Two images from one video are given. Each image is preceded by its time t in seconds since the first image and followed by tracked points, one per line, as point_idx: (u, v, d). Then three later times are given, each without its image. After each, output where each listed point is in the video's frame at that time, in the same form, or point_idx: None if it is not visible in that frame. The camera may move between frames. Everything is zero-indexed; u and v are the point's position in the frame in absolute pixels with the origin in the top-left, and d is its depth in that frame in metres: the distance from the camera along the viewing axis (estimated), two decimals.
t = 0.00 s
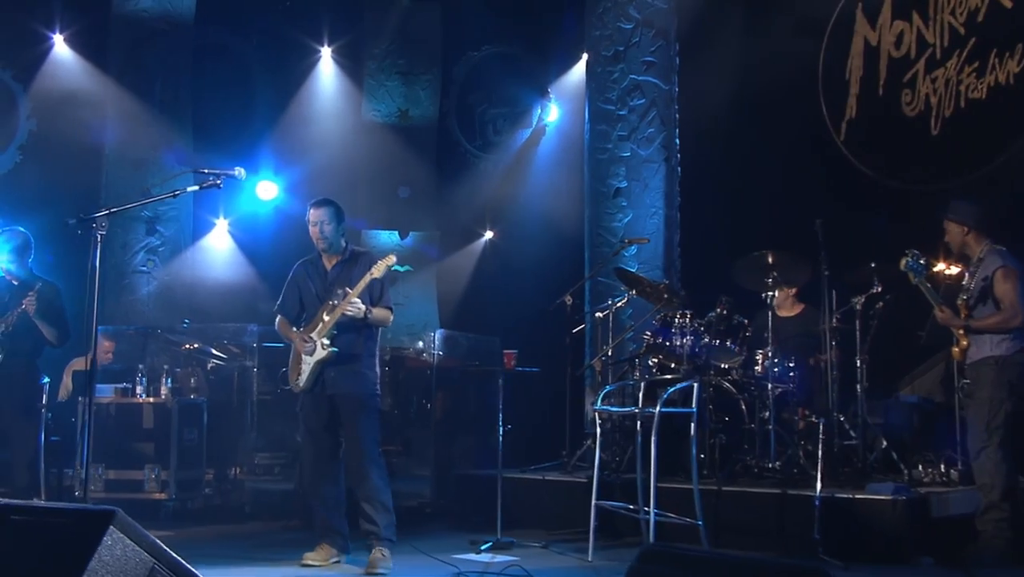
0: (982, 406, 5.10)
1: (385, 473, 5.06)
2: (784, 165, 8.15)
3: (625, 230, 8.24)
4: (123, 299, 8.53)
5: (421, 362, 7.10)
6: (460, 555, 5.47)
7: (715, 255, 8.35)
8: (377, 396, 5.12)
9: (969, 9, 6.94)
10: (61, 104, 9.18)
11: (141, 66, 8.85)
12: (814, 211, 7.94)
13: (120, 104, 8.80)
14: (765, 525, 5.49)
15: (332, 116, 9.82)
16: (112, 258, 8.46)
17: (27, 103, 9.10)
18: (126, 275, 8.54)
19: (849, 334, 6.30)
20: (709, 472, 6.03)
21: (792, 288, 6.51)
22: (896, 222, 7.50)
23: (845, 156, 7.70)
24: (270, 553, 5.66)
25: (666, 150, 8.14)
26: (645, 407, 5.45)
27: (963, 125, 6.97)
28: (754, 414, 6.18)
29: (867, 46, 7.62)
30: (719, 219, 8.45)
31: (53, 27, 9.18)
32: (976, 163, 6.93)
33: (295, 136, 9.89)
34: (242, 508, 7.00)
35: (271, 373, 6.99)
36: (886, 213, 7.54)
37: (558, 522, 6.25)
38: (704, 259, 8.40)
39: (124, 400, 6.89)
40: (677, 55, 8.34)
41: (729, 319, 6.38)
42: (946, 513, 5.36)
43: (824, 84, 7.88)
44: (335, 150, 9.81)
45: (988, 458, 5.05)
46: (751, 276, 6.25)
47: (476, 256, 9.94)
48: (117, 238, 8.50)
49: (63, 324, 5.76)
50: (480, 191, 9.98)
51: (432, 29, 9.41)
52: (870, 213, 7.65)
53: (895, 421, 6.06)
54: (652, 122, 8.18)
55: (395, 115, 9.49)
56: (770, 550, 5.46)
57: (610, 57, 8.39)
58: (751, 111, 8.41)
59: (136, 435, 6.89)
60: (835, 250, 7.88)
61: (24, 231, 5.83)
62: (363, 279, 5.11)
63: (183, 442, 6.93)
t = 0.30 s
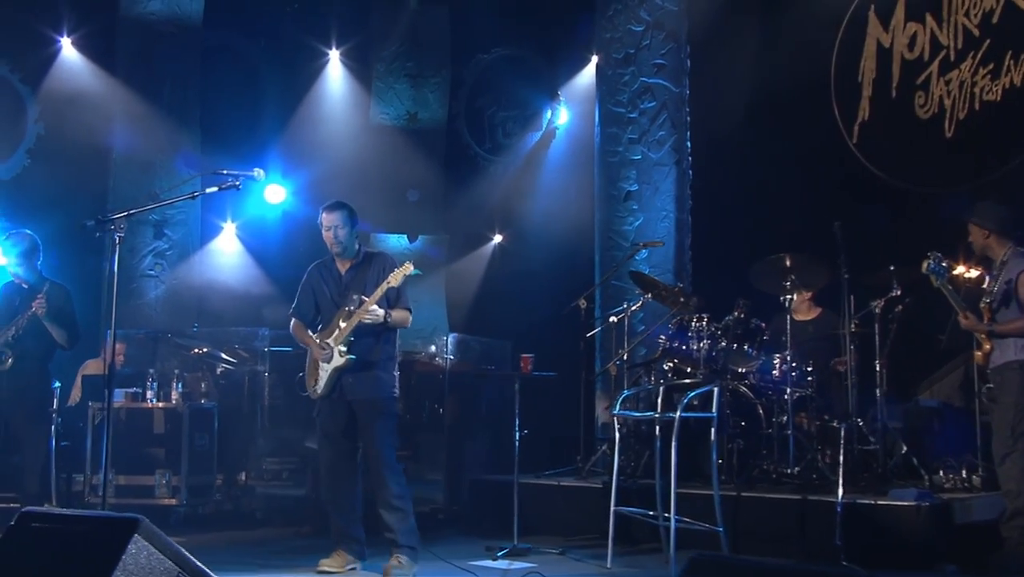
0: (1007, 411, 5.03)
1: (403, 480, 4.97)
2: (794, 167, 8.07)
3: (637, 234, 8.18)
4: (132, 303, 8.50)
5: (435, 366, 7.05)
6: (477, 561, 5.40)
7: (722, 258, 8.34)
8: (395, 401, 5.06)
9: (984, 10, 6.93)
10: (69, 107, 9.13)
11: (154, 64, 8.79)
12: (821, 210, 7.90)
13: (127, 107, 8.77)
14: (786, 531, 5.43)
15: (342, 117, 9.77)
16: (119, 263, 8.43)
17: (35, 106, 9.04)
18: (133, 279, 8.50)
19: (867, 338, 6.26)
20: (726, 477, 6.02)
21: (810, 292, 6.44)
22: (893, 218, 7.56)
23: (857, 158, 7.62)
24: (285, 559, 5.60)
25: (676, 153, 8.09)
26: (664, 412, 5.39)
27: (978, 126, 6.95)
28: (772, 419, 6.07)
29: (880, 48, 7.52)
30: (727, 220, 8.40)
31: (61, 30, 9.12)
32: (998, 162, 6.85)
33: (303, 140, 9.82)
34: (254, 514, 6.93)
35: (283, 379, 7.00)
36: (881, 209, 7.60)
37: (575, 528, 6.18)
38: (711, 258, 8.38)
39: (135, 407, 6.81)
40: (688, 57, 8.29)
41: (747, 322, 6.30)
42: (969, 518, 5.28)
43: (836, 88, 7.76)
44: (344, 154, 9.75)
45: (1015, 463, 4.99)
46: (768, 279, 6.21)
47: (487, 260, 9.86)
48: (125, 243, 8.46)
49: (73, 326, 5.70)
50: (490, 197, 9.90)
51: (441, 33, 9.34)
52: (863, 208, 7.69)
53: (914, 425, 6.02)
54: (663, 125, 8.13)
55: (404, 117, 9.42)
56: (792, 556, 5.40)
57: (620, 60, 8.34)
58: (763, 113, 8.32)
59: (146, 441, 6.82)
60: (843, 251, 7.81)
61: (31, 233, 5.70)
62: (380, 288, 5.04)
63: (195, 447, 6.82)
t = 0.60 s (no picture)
0: None
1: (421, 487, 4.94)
2: (803, 169, 7.96)
3: (648, 235, 8.11)
4: (138, 306, 8.44)
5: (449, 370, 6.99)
6: (493, 566, 5.33)
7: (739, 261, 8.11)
8: (411, 405, 5.01)
9: (1000, 9, 6.88)
10: (76, 108, 9.07)
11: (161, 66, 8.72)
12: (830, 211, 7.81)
13: (133, 106, 8.68)
14: (807, 536, 5.37)
15: (352, 117, 9.75)
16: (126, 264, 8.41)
17: (42, 107, 8.98)
18: (139, 282, 8.44)
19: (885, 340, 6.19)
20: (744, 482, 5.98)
21: (829, 292, 6.35)
22: (891, 217, 7.47)
23: (870, 159, 7.54)
24: (298, 564, 5.53)
25: (687, 154, 7.98)
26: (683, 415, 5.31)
27: (994, 126, 6.91)
28: (789, 421, 5.96)
29: (893, 48, 7.49)
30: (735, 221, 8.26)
31: (67, 31, 9.06)
32: (1011, 162, 6.83)
33: (310, 141, 9.77)
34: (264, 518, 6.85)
35: (294, 382, 7.00)
36: (880, 209, 7.51)
37: (590, 533, 6.10)
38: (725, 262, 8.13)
39: (143, 408, 6.69)
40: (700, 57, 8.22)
41: (765, 324, 6.22)
42: (993, 524, 5.19)
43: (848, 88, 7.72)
44: (352, 156, 9.71)
45: None
46: (788, 280, 6.14)
47: (496, 262, 9.74)
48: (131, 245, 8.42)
49: (85, 329, 5.63)
50: (500, 201, 9.79)
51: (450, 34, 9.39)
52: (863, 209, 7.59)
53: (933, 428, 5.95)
54: (674, 125, 8.05)
55: (412, 119, 9.50)
56: (813, 561, 5.33)
57: (631, 60, 8.27)
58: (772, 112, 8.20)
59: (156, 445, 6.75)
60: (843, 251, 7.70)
61: (41, 233, 5.68)
62: (397, 288, 4.98)
63: (205, 452, 6.76)
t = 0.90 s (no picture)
0: None
1: (434, 492, 4.83)
2: (813, 171, 7.83)
3: (657, 237, 8.04)
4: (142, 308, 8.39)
5: (457, 373, 6.94)
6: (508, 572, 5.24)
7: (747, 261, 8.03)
8: (423, 408, 4.91)
9: (1014, 8, 6.82)
10: (81, 108, 9.00)
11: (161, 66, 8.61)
12: (841, 213, 7.69)
13: (136, 105, 8.59)
14: (825, 541, 5.28)
15: (356, 120, 9.64)
16: (129, 267, 8.38)
17: (46, 107, 8.91)
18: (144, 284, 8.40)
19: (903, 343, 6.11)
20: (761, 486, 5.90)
21: (846, 294, 6.30)
22: (885, 217, 7.48)
23: (879, 160, 7.46)
24: (309, 570, 5.44)
25: (696, 155, 7.93)
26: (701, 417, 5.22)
27: (1009, 126, 6.85)
28: (805, 425, 5.92)
29: (904, 47, 7.36)
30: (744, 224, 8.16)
31: (70, 31, 8.99)
32: None
33: (314, 142, 9.69)
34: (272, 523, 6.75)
35: (303, 385, 6.88)
36: (874, 208, 7.52)
37: (605, 538, 6.02)
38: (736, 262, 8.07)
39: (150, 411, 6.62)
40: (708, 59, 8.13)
41: (781, 326, 6.18)
42: (1017, 528, 5.10)
43: (858, 88, 7.58)
44: (356, 157, 9.62)
45: None
46: (804, 281, 6.07)
47: (503, 264, 9.76)
48: (135, 247, 8.39)
49: (94, 333, 5.56)
50: (508, 204, 9.78)
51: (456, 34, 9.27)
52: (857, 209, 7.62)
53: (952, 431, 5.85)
54: (682, 126, 7.98)
55: (417, 120, 9.34)
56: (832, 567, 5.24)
57: (639, 60, 8.19)
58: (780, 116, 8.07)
59: (163, 448, 6.67)
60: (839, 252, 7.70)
61: (52, 236, 5.62)
62: (405, 287, 4.88)
63: (213, 456, 6.68)
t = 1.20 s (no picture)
0: None
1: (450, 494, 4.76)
2: (822, 168, 7.74)
3: (666, 237, 7.96)
4: (146, 309, 8.29)
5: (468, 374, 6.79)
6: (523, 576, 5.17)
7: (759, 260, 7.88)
8: (438, 409, 4.83)
9: None
10: (86, 106, 8.90)
11: (168, 64, 8.53)
12: (851, 211, 7.60)
13: (138, 103, 8.46)
14: (845, 546, 5.19)
15: (362, 120, 9.57)
16: (134, 267, 8.28)
17: (49, 106, 8.82)
18: (148, 285, 8.30)
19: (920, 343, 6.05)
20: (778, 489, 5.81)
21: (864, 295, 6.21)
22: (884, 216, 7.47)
23: (890, 159, 7.39)
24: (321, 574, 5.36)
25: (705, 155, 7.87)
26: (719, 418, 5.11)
27: None
28: (821, 427, 5.83)
29: (916, 44, 7.27)
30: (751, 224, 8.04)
31: (72, 30, 8.89)
32: None
33: (318, 142, 9.60)
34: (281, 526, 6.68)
35: (313, 386, 6.78)
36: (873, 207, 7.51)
37: (619, 541, 5.95)
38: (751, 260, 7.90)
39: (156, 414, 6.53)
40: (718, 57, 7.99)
41: (797, 326, 6.10)
42: None
43: (869, 84, 7.48)
44: (361, 156, 9.55)
45: None
46: (820, 282, 5.97)
47: (510, 266, 9.64)
48: (139, 248, 8.30)
49: (103, 336, 5.49)
50: (517, 204, 9.68)
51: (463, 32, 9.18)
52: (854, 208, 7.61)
53: (972, 433, 5.78)
54: (691, 125, 7.90)
55: (424, 119, 9.25)
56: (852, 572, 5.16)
57: (648, 58, 8.10)
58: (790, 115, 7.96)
59: (171, 451, 6.59)
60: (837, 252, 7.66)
61: (61, 235, 5.56)
62: (422, 287, 4.82)
63: (221, 458, 6.60)
